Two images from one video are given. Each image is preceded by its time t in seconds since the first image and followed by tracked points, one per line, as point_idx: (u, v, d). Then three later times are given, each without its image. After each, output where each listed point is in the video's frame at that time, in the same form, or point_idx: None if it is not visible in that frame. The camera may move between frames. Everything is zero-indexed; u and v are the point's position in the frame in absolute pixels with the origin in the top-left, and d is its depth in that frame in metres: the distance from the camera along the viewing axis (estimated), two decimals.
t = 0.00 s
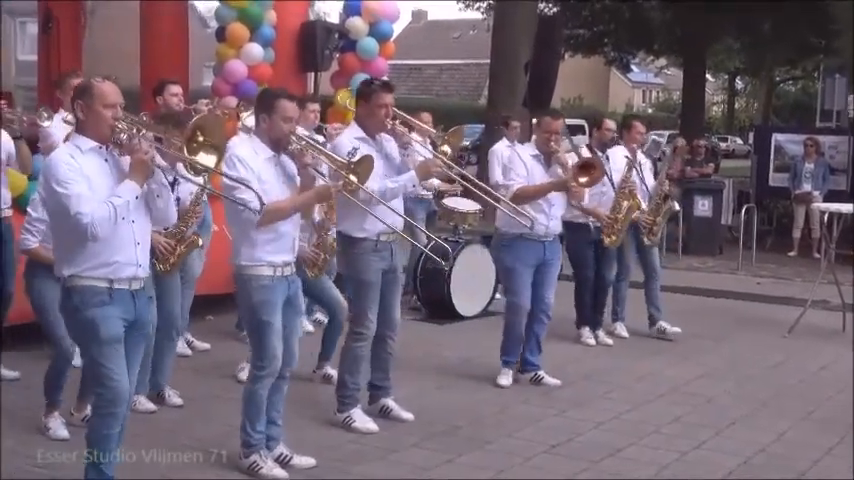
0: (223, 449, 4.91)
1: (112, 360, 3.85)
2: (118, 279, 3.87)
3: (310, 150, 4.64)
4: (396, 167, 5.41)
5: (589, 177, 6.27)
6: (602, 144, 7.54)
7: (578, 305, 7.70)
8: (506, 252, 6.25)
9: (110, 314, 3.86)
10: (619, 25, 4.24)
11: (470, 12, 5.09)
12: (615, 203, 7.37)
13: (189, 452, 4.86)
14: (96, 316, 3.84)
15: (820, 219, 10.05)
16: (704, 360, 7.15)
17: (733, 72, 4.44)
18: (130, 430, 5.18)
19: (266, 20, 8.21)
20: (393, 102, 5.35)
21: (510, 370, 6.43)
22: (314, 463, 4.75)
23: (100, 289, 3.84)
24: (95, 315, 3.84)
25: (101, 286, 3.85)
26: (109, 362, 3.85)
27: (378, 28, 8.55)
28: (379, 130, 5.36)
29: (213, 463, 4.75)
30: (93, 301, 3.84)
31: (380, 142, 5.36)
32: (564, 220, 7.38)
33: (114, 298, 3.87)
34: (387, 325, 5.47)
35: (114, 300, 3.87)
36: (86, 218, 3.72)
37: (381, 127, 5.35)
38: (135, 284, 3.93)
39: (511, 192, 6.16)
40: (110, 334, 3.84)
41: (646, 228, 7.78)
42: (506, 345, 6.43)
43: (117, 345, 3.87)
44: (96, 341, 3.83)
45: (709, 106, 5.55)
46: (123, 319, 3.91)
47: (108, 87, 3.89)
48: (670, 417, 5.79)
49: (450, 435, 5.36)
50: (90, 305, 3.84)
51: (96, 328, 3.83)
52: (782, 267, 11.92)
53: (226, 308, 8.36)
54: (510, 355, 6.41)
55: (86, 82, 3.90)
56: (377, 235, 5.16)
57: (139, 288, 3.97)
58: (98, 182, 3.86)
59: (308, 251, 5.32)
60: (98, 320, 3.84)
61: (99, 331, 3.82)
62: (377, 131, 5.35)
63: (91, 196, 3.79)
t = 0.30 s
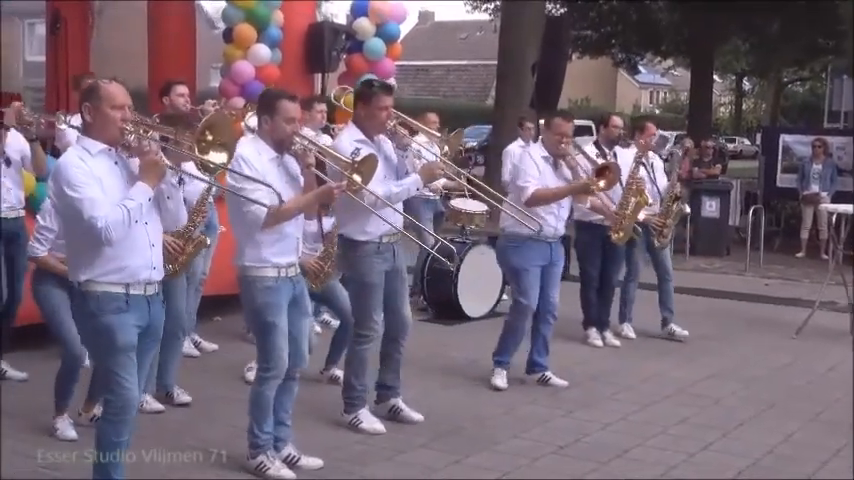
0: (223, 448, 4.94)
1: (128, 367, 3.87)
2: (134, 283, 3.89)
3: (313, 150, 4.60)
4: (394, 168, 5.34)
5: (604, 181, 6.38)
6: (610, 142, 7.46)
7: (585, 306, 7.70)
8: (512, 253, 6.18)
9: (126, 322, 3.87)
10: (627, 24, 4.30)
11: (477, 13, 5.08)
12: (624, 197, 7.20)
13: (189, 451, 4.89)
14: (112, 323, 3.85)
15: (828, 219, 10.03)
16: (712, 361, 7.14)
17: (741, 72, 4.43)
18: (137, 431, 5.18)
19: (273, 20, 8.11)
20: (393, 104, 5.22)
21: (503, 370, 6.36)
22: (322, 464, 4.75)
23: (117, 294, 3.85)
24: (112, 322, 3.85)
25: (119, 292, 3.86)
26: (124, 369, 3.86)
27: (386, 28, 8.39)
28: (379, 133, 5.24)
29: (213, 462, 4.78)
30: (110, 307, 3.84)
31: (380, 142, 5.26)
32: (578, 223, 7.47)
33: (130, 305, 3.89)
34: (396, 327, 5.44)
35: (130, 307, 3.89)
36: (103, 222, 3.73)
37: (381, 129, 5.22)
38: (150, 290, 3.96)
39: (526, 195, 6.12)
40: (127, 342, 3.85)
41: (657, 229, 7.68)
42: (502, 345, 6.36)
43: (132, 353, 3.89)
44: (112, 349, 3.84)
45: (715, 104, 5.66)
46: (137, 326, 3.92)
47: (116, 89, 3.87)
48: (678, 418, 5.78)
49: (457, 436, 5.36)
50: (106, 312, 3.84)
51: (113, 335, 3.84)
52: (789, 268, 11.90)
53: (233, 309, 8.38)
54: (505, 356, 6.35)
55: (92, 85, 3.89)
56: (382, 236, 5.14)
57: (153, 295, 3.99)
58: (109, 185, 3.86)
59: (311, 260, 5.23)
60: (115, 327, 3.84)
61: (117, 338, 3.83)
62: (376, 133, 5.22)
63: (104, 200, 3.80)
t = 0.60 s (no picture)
0: (223, 448, 4.95)
1: (133, 373, 3.89)
2: (141, 288, 3.89)
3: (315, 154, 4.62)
4: (393, 171, 5.35)
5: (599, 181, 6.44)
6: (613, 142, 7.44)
7: (588, 306, 7.70)
8: (509, 256, 6.20)
9: (134, 328, 3.87)
10: (630, 25, 4.32)
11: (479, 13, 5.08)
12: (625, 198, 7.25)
13: (190, 451, 4.88)
14: (120, 330, 3.85)
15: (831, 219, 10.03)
16: (715, 362, 7.13)
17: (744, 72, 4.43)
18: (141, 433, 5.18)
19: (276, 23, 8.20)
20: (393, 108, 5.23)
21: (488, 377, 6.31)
22: (324, 466, 4.75)
23: (123, 299, 3.85)
24: (119, 328, 3.84)
25: (124, 297, 3.85)
26: (129, 375, 3.88)
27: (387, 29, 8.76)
28: (379, 136, 5.24)
29: (213, 461, 4.80)
30: (117, 313, 3.84)
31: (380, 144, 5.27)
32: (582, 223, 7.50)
33: (136, 310, 3.89)
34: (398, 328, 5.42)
35: (136, 312, 3.89)
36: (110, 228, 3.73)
37: (381, 133, 5.23)
38: (156, 293, 3.96)
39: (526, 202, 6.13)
40: (133, 348, 3.86)
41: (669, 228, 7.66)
42: (483, 350, 6.32)
43: (138, 358, 3.90)
44: (119, 355, 3.85)
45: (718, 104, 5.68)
46: (144, 331, 3.93)
47: (125, 93, 3.88)
48: (681, 419, 5.78)
49: (460, 437, 5.36)
50: (113, 318, 3.84)
51: (120, 342, 3.84)
52: (792, 268, 11.91)
53: (236, 310, 8.38)
54: (488, 364, 6.29)
55: (100, 89, 3.88)
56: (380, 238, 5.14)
57: (160, 300, 3.99)
58: (115, 189, 3.86)
59: (311, 258, 4.90)
60: (122, 334, 3.85)
61: (123, 345, 3.84)
62: (376, 136, 5.23)
63: (109, 205, 3.80)
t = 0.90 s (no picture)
0: (223, 449, 4.96)
1: (135, 377, 3.88)
2: (141, 295, 3.89)
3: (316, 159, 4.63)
4: (394, 173, 5.34)
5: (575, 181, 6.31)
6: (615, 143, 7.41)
7: (589, 307, 7.69)
8: (500, 258, 6.08)
9: (135, 332, 3.87)
10: (631, 25, 4.32)
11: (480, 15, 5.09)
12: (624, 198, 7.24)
13: (190, 452, 4.91)
14: (121, 335, 3.84)
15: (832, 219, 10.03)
16: (716, 362, 7.13)
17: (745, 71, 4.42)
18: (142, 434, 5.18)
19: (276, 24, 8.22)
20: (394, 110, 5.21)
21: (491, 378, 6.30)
22: (325, 468, 4.74)
23: (123, 304, 3.85)
24: (121, 333, 3.84)
25: (124, 302, 3.86)
26: (131, 379, 3.87)
27: (389, 30, 8.65)
28: (379, 138, 5.25)
29: (213, 461, 4.81)
30: (117, 318, 3.84)
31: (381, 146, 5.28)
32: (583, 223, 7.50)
33: (137, 315, 3.89)
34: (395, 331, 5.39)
35: (137, 317, 3.88)
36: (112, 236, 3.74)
37: (381, 135, 5.24)
38: (156, 299, 3.96)
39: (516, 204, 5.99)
40: (134, 353, 3.86)
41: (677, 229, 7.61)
42: (479, 354, 6.29)
43: (140, 363, 3.89)
44: (121, 360, 3.85)
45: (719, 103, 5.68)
46: (145, 336, 3.92)
47: (132, 99, 3.87)
48: (683, 419, 5.78)
49: (462, 437, 5.36)
50: (114, 323, 3.84)
51: (122, 346, 3.84)
52: (794, 268, 11.91)
53: (237, 312, 8.38)
54: (488, 367, 6.27)
55: (107, 93, 3.88)
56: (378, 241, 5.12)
57: (160, 304, 3.99)
58: (118, 196, 3.87)
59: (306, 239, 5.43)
60: (124, 339, 3.84)
61: (125, 350, 3.84)
62: (376, 138, 5.24)
63: (112, 212, 3.80)
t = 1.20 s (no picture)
0: (223, 449, 4.96)
1: (136, 377, 3.88)
2: (138, 295, 3.89)
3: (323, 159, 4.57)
4: (395, 174, 5.34)
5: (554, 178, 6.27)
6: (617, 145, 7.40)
7: (590, 307, 7.68)
8: (498, 258, 6.06)
9: (133, 332, 3.87)
10: (631, 26, 4.33)
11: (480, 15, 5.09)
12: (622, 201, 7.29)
13: (190, 452, 4.91)
14: (120, 334, 3.84)
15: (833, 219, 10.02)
16: (717, 362, 7.13)
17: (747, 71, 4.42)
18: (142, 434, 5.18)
19: (275, 24, 7.97)
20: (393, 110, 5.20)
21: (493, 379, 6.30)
22: (326, 468, 4.74)
23: (120, 305, 3.85)
24: (119, 333, 3.84)
25: (122, 303, 3.85)
26: (131, 379, 3.86)
27: (390, 31, 8.58)
28: (380, 139, 5.23)
29: (213, 461, 4.81)
30: (115, 318, 3.84)
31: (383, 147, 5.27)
32: (583, 224, 7.47)
33: (135, 315, 3.89)
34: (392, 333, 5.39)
35: (135, 317, 3.88)
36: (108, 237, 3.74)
37: (382, 136, 5.22)
38: (153, 300, 3.96)
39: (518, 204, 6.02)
40: (134, 352, 3.85)
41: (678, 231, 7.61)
42: (479, 355, 6.27)
43: (140, 363, 3.89)
44: (120, 360, 3.84)
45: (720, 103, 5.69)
46: (143, 336, 3.92)
47: (129, 98, 3.87)
48: (684, 419, 5.77)
49: (463, 438, 5.36)
50: (113, 323, 3.84)
51: (120, 346, 3.83)
52: (794, 268, 11.91)
53: (238, 312, 8.37)
54: (487, 367, 6.28)
55: (104, 92, 3.87)
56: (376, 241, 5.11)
57: (157, 305, 3.99)
58: (114, 196, 3.86)
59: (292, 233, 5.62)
60: (122, 338, 3.84)
61: (124, 350, 3.83)
62: (378, 139, 5.22)
63: (108, 213, 3.79)
